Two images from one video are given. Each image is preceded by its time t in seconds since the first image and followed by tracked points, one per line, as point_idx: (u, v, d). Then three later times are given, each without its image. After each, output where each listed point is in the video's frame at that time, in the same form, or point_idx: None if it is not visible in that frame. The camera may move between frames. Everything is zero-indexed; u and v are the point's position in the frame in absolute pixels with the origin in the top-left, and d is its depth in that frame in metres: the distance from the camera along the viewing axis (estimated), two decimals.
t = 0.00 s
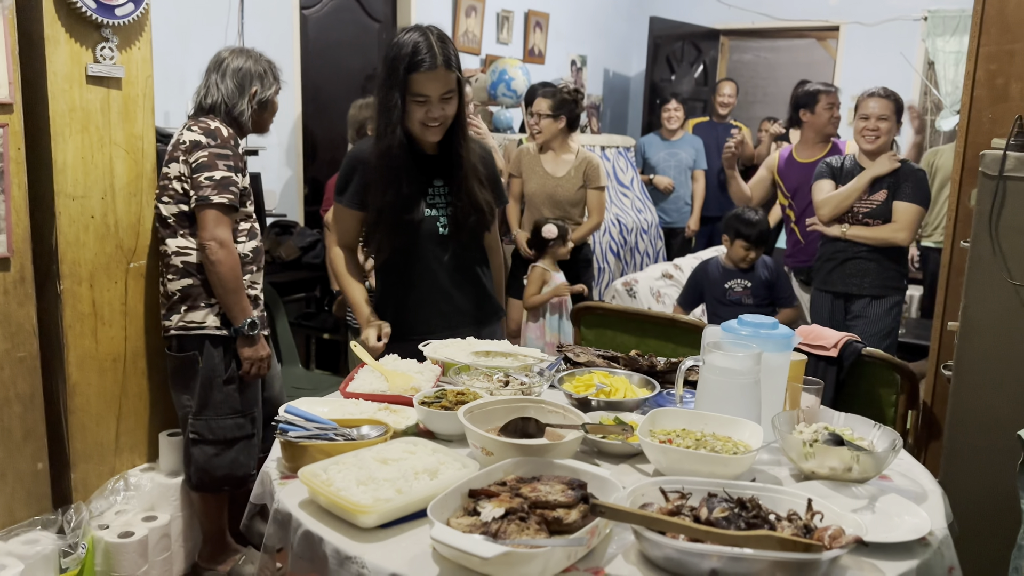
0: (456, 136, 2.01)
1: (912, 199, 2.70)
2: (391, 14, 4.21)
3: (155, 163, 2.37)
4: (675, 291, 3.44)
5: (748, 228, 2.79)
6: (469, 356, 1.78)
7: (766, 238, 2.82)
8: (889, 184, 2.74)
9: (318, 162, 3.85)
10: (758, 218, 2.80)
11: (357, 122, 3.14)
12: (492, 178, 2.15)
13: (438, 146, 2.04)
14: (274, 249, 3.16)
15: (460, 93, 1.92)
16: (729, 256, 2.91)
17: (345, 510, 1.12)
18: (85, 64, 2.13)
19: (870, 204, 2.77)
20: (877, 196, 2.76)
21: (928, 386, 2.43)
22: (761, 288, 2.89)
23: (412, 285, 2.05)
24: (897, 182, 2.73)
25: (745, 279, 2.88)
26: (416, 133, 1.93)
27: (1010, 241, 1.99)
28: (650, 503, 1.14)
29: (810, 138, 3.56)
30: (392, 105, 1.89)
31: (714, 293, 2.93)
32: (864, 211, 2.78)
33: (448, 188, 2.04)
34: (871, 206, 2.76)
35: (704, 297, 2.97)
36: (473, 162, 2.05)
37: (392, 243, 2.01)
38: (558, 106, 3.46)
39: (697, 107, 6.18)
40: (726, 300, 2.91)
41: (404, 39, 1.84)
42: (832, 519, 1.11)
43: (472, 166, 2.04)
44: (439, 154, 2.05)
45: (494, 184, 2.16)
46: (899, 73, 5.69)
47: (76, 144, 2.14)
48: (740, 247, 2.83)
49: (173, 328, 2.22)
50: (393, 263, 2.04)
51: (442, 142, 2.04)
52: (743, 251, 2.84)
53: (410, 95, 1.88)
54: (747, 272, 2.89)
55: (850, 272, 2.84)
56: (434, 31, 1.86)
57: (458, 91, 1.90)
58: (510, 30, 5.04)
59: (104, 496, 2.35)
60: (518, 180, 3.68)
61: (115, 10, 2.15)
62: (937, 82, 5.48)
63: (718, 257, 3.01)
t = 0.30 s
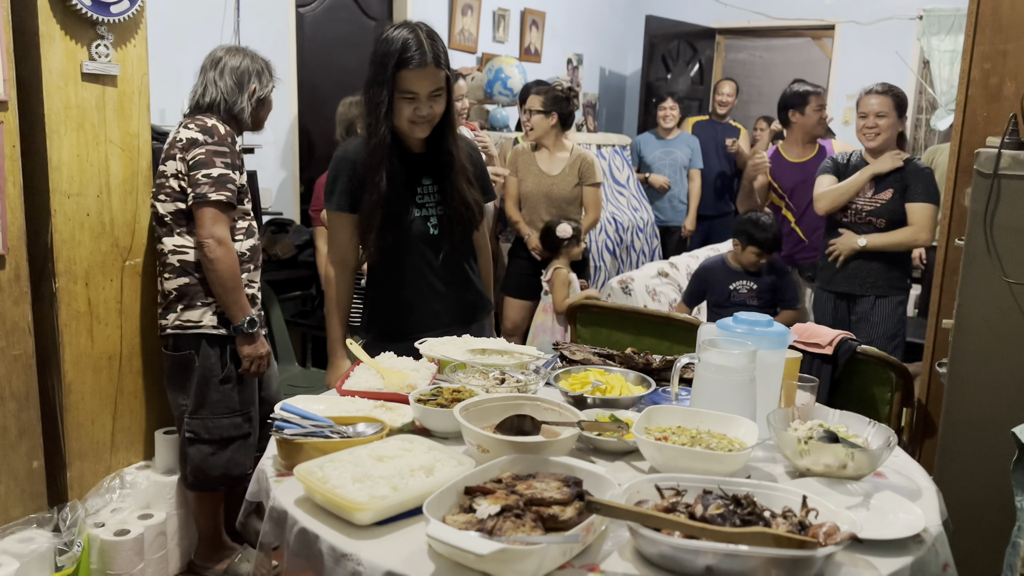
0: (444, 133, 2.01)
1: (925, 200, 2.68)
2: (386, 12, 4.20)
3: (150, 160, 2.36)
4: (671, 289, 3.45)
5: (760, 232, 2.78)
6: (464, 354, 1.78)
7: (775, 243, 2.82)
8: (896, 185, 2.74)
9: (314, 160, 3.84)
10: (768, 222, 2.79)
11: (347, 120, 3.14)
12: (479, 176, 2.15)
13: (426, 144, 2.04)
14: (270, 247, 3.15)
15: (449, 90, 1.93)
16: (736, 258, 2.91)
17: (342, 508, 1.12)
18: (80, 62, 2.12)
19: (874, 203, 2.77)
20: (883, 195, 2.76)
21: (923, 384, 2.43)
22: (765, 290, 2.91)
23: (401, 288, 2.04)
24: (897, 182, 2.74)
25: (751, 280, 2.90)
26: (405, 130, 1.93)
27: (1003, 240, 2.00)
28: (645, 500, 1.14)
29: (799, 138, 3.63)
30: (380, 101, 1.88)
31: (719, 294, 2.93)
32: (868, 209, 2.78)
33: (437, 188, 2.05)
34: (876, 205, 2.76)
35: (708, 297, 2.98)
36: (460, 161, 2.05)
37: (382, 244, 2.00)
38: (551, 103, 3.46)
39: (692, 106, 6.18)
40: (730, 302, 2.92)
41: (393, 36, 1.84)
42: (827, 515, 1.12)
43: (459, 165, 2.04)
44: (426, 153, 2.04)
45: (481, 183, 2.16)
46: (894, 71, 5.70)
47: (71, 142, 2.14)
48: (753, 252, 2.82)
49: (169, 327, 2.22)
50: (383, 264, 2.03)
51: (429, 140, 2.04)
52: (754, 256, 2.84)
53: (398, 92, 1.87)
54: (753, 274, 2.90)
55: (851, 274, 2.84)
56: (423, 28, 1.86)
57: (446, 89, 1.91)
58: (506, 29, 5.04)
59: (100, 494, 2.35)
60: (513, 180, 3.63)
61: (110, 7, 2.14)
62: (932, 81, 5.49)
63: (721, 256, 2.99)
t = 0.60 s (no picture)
0: (445, 131, 2.01)
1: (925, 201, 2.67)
2: (383, 11, 4.19)
3: (145, 159, 2.35)
4: (667, 289, 3.45)
5: (772, 237, 2.77)
6: (461, 354, 1.78)
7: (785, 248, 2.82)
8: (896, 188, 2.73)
9: (310, 159, 3.84)
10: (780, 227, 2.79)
11: (343, 119, 3.13)
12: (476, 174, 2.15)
13: (424, 144, 2.03)
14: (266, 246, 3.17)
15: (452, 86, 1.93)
16: (742, 261, 2.92)
17: (337, 508, 1.12)
18: (75, 60, 2.12)
19: (874, 205, 2.77)
20: (884, 197, 2.75)
21: (919, 384, 2.44)
22: (767, 296, 2.93)
23: (404, 287, 2.04)
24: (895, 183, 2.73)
25: (756, 285, 2.90)
26: (411, 129, 1.91)
27: (1000, 239, 2.00)
28: (642, 500, 1.14)
29: (798, 138, 3.63)
30: (388, 97, 1.87)
31: (722, 296, 2.94)
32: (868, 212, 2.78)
33: (437, 187, 2.04)
34: (875, 207, 2.77)
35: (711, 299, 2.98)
36: (459, 158, 2.05)
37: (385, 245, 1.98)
38: (546, 103, 3.46)
39: (689, 105, 6.19)
40: (732, 305, 2.92)
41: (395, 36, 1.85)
42: (823, 515, 1.11)
43: (459, 163, 2.05)
44: (426, 151, 2.04)
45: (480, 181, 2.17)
46: (891, 71, 5.71)
47: (66, 141, 2.13)
48: (762, 260, 2.83)
49: (166, 328, 2.21)
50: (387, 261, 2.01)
51: (427, 139, 2.03)
52: (764, 263, 2.85)
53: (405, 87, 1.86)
54: (757, 279, 2.91)
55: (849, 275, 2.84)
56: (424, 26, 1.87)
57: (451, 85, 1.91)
58: (502, 28, 5.04)
59: (94, 494, 2.34)
60: (510, 178, 3.62)
61: (105, 5, 2.14)
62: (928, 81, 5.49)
63: (726, 258, 2.99)
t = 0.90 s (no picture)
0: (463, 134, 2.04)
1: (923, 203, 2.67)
2: (380, 12, 4.19)
3: (142, 160, 2.35)
4: (664, 290, 3.46)
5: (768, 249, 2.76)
6: (458, 355, 1.78)
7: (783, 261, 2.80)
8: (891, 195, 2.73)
9: (307, 160, 3.83)
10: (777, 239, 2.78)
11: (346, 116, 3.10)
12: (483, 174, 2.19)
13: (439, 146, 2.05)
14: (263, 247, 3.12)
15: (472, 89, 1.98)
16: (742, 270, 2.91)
17: (334, 510, 1.12)
18: (71, 62, 2.11)
19: (870, 212, 2.78)
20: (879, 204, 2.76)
21: (915, 385, 2.44)
22: (766, 305, 2.92)
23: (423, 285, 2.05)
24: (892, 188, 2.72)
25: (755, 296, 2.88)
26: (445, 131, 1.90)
27: (997, 242, 2.01)
28: (639, 501, 1.14)
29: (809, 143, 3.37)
30: (426, 100, 1.86)
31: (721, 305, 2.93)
32: (863, 218, 2.80)
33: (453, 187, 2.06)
34: (871, 214, 2.77)
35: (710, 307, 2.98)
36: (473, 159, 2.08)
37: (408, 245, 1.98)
38: (546, 103, 3.49)
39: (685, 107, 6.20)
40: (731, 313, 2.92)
41: (422, 45, 1.85)
42: (820, 517, 1.11)
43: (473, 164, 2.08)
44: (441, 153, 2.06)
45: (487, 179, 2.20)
46: (886, 73, 5.72)
47: (62, 142, 2.12)
48: (765, 274, 2.81)
49: (163, 331, 2.20)
50: (415, 265, 2.03)
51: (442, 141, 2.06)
52: (765, 277, 2.83)
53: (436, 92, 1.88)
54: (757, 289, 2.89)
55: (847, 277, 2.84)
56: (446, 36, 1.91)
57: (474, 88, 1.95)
58: (499, 30, 5.05)
59: (90, 496, 2.34)
60: (507, 179, 3.62)
61: (101, 7, 2.13)
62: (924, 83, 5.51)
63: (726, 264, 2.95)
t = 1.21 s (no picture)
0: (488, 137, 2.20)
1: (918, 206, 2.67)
2: (376, 15, 4.20)
3: (137, 163, 2.34)
4: (660, 293, 3.46)
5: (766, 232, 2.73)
6: (454, 358, 1.77)
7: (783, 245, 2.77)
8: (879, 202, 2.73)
9: (304, 163, 3.83)
10: (775, 219, 2.74)
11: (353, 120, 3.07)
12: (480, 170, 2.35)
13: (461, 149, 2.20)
14: (259, 249, 3.09)
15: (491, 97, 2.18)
16: (744, 260, 2.85)
17: (329, 514, 1.12)
18: (67, 64, 2.11)
19: (862, 216, 2.79)
20: (870, 210, 2.77)
21: (911, 388, 2.44)
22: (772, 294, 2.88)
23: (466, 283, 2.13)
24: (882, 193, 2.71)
25: (760, 285, 2.85)
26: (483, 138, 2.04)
27: (991, 245, 2.01)
28: (635, 505, 1.14)
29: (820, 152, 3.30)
30: (477, 111, 1.99)
31: (729, 299, 2.87)
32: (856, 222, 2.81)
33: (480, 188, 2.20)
34: (863, 218, 2.79)
35: (716, 303, 2.90)
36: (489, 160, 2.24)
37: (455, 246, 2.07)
38: (542, 106, 3.48)
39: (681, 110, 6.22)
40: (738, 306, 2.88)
41: (457, 59, 1.96)
42: (815, 520, 1.11)
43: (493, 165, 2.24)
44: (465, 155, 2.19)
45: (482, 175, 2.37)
46: (882, 76, 5.74)
47: (57, 144, 2.12)
48: (760, 255, 2.78)
49: (158, 333, 2.20)
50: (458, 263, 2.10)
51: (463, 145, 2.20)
52: (762, 259, 2.79)
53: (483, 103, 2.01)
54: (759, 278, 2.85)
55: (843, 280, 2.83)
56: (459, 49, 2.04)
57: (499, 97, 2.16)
58: (496, 33, 5.05)
59: (85, 500, 2.33)
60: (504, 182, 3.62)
61: (97, 10, 2.13)
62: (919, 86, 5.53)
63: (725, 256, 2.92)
